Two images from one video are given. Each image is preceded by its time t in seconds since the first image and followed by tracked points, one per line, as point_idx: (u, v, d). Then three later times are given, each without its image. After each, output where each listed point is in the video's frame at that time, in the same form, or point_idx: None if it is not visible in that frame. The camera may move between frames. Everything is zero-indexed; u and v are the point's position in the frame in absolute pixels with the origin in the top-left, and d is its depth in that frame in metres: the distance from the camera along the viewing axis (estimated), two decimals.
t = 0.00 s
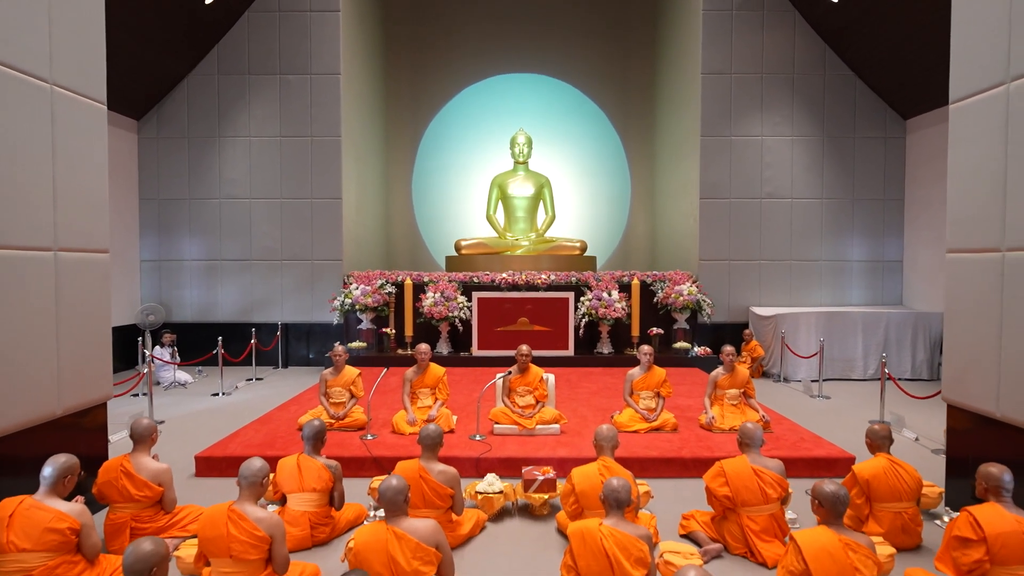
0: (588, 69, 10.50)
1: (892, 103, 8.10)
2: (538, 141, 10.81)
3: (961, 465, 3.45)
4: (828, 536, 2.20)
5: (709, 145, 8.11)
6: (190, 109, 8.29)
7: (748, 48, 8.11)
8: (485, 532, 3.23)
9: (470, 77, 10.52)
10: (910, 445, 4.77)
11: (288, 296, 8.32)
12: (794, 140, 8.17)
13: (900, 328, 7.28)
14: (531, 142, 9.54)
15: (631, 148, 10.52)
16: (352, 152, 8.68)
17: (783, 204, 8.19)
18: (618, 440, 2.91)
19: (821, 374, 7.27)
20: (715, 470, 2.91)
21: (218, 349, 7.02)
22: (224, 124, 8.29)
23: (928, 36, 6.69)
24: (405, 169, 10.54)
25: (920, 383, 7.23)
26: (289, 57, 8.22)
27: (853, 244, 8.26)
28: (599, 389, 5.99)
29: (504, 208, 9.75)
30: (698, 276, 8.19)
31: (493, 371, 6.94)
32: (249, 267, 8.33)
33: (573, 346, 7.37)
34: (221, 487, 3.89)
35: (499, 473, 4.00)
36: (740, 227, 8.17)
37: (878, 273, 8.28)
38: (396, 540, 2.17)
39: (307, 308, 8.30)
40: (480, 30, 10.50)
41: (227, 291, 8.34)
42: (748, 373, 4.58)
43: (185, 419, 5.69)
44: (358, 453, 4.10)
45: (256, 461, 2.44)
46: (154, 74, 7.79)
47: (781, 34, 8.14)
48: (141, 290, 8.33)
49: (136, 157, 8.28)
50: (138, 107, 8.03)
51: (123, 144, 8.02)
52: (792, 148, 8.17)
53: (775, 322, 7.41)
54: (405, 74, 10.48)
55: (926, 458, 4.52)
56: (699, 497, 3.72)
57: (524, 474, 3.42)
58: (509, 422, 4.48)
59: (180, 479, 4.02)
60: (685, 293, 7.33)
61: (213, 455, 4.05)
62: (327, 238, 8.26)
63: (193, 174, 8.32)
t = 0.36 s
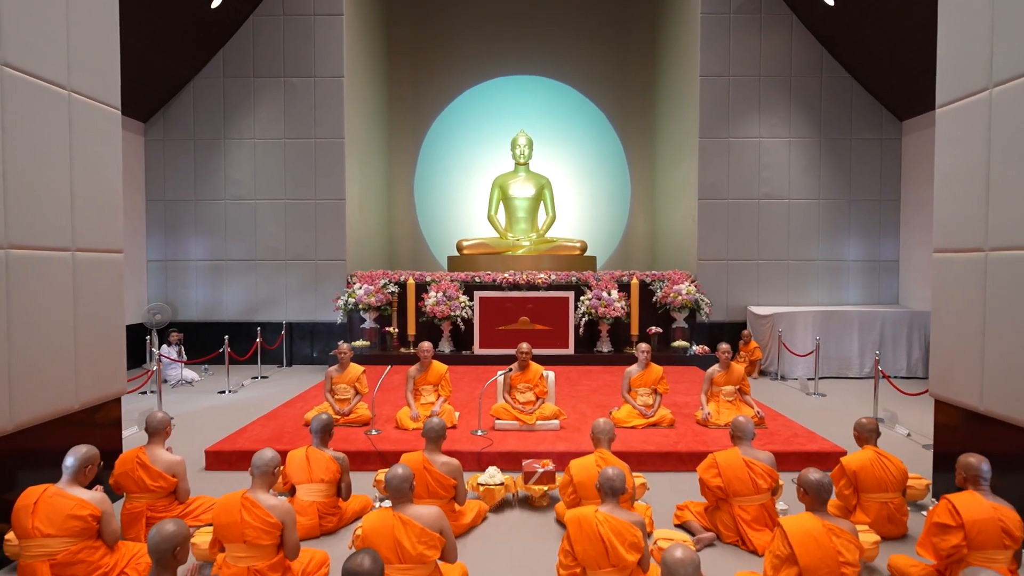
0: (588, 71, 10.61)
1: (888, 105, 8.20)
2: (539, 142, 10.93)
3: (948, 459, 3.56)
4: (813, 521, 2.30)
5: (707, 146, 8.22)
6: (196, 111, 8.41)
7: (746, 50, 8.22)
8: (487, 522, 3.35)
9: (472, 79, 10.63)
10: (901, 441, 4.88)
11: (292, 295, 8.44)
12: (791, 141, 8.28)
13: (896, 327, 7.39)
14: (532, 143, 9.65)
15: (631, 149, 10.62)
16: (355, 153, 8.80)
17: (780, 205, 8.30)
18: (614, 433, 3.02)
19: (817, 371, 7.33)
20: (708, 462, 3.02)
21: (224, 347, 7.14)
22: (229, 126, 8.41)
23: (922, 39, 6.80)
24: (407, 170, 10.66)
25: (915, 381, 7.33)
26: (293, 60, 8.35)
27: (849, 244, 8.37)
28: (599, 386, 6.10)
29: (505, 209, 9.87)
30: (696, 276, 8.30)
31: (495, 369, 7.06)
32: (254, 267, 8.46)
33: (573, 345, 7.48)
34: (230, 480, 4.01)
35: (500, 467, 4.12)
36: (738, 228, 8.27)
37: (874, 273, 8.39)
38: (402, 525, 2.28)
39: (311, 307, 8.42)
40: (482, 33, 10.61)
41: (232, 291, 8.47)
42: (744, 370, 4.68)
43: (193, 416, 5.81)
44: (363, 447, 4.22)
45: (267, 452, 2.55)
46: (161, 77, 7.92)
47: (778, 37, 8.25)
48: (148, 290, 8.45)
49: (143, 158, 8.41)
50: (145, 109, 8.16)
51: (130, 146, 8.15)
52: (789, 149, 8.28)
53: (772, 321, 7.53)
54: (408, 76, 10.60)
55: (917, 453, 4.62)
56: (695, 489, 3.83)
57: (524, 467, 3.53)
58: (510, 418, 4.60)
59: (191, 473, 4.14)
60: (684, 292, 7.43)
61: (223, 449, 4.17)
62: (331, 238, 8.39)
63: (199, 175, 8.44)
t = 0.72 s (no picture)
0: (588, 73, 10.72)
1: (884, 106, 8.30)
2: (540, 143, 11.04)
3: (936, 452, 3.67)
4: (800, 508, 2.40)
5: (705, 148, 8.33)
6: (202, 113, 8.54)
7: (744, 53, 8.33)
8: (489, 512, 3.46)
9: (474, 81, 10.75)
10: (894, 436, 4.98)
11: (296, 295, 8.55)
12: (789, 143, 8.38)
13: (891, 326, 7.49)
14: (533, 144, 9.76)
15: (631, 150, 10.73)
16: (358, 154, 8.92)
17: (778, 205, 8.40)
18: (611, 426, 3.13)
19: (814, 370, 7.46)
20: (702, 455, 3.12)
21: (230, 345, 7.26)
22: (234, 128, 8.54)
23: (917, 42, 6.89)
24: (410, 171, 10.77)
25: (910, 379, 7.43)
26: (298, 63, 8.47)
27: (846, 244, 8.48)
28: (598, 383, 6.22)
29: (506, 209, 9.97)
30: (695, 275, 8.41)
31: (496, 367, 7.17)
32: (258, 266, 8.58)
33: (572, 343, 7.59)
34: (239, 473, 4.13)
35: (501, 461, 4.23)
36: (736, 228, 8.38)
37: (871, 272, 8.50)
38: (408, 511, 2.39)
39: (315, 306, 8.54)
40: (483, 35, 10.73)
41: (237, 290, 8.59)
42: (740, 367, 4.78)
43: (201, 412, 5.93)
44: (368, 442, 4.33)
45: (278, 443, 2.65)
46: (168, 80, 8.05)
47: (776, 40, 8.35)
48: (154, 289, 8.58)
49: (149, 160, 8.54)
50: (152, 111, 8.29)
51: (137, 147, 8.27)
52: (786, 150, 8.38)
53: (770, 320, 7.64)
54: (410, 77, 10.71)
55: (909, 447, 4.73)
56: (690, 482, 3.95)
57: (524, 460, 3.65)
58: (511, 414, 4.71)
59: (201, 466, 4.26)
60: (682, 292, 7.52)
61: (232, 443, 4.29)
62: (335, 238, 8.51)
63: (205, 176, 8.56)
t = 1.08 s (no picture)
0: (588, 74, 10.83)
1: (881, 108, 8.40)
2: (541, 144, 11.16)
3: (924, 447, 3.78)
4: (788, 497, 2.50)
5: (704, 149, 8.44)
6: (207, 115, 8.66)
7: (742, 56, 8.44)
8: (491, 505, 3.57)
9: (475, 83, 10.86)
10: (886, 432, 5.09)
11: (300, 294, 8.68)
12: (786, 144, 8.49)
13: (887, 324, 7.60)
14: (533, 146, 9.87)
15: (631, 151, 10.84)
16: (361, 156, 9.03)
17: (775, 206, 8.51)
18: (608, 420, 3.24)
19: (811, 368, 7.57)
20: (697, 449, 3.23)
21: (235, 344, 7.38)
22: (239, 130, 8.66)
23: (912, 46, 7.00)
24: (412, 171, 10.88)
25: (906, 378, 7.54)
26: (302, 65, 8.59)
27: (843, 244, 8.59)
28: (597, 381, 6.33)
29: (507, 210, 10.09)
30: (694, 275, 8.52)
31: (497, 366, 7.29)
32: (263, 266, 8.70)
33: (572, 342, 7.69)
34: (247, 467, 4.24)
35: (502, 455, 4.35)
36: (734, 229, 8.49)
37: (867, 272, 8.60)
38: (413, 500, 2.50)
39: (318, 306, 8.65)
40: (485, 38, 10.84)
41: (242, 290, 8.71)
42: (736, 365, 4.89)
43: (207, 409, 6.05)
44: (372, 437, 4.45)
45: (288, 436, 2.75)
46: (174, 83, 8.17)
47: (774, 43, 8.46)
48: (160, 289, 8.70)
49: (156, 161, 8.66)
50: (158, 113, 8.41)
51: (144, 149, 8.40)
52: (784, 152, 8.49)
53: (767, 319, 7.75)
54: (412, 79, 10.83)
55: (900, 443, 4.84)
56: (686, 476, 4.06)
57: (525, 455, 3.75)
58: (512, 410, 4.81)
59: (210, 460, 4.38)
60: (681, 291, 7.62)
61: (240, 438, 4.41)
62: (338, 239, 8.62)
63: (210, 177, 8.68)
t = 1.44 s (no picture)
0: (589, 76, 10.94)
1: (877, 110, 8.51)
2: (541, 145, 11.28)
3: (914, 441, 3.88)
4: (778, 487, 2.61)
5: (702, 150, 8.55)
6: (212, 118, 8.78)
7: (740, 59, 8.54)
8: (492, 497, 3.69)
9: (476, 84, 10.97)
10: (879, 428, 5.20)
11: (303, 294, 8.80)
12: (784, 146, 8.60)
13: (883, 323, 7.70)
14: (534, 147, 9.99)
15: (630, 152, 10.95)
16: (364, 157, 9.15)
17: (773, 206, 8.62)
18: (606, 415, 3.34)
19: (807, 366, 7.68)
20: (692, 443, 3.32)
21: (241, 343, 7.49)
22: (244, 132, 8.78)
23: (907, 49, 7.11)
24: (413, 172, 11.00)
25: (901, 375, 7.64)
26: (306, 68, 8.70)
27: (840, 244, 8.69)
28: (596, 379, 6.44)
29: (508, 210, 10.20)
30: (693, 275, 8.63)
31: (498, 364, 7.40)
32: (267, 266, 8.82)
33: (572, 340, 7.81)
34: (255, 461, 4.36)
35: (504, 450, 4.46)
36: (732, 229, 8.60)
37: (864, 272, 8.71)
38: (418, 489, 2.62)
39: (322, 305, 8.77)
40: (486, 40, 10.96)
41: (246, 289, 8.83)
42: (732, 363, 4.99)
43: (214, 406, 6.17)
44: (377, 432, 4.56)
45: (298, 429, 2.85)
46: (179, 85, 8.29)
47: (771, 46, 8.57)
48: (166, 288, 8.82)
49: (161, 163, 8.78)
50: (164, 115, 8.53)
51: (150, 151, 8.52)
52: (781, 153, 8.60)
53: (765, 318, 7.86)
54: (414, 81, 10.94)
55: (892, 439, 4.95)
56: (682, 470, 4.17)
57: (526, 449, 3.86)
58: (513, 406, 4.93)
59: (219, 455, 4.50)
60: (679, 291, 7.73)
61: (248, 433, 4.52)
62: (341, 239, 8.74)
63: (215, 178, 8.81)
